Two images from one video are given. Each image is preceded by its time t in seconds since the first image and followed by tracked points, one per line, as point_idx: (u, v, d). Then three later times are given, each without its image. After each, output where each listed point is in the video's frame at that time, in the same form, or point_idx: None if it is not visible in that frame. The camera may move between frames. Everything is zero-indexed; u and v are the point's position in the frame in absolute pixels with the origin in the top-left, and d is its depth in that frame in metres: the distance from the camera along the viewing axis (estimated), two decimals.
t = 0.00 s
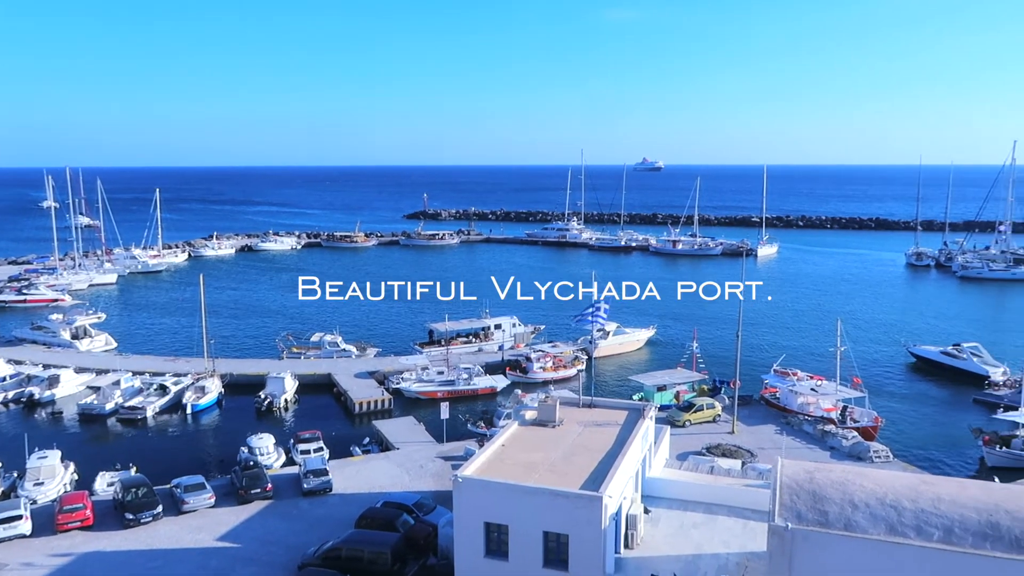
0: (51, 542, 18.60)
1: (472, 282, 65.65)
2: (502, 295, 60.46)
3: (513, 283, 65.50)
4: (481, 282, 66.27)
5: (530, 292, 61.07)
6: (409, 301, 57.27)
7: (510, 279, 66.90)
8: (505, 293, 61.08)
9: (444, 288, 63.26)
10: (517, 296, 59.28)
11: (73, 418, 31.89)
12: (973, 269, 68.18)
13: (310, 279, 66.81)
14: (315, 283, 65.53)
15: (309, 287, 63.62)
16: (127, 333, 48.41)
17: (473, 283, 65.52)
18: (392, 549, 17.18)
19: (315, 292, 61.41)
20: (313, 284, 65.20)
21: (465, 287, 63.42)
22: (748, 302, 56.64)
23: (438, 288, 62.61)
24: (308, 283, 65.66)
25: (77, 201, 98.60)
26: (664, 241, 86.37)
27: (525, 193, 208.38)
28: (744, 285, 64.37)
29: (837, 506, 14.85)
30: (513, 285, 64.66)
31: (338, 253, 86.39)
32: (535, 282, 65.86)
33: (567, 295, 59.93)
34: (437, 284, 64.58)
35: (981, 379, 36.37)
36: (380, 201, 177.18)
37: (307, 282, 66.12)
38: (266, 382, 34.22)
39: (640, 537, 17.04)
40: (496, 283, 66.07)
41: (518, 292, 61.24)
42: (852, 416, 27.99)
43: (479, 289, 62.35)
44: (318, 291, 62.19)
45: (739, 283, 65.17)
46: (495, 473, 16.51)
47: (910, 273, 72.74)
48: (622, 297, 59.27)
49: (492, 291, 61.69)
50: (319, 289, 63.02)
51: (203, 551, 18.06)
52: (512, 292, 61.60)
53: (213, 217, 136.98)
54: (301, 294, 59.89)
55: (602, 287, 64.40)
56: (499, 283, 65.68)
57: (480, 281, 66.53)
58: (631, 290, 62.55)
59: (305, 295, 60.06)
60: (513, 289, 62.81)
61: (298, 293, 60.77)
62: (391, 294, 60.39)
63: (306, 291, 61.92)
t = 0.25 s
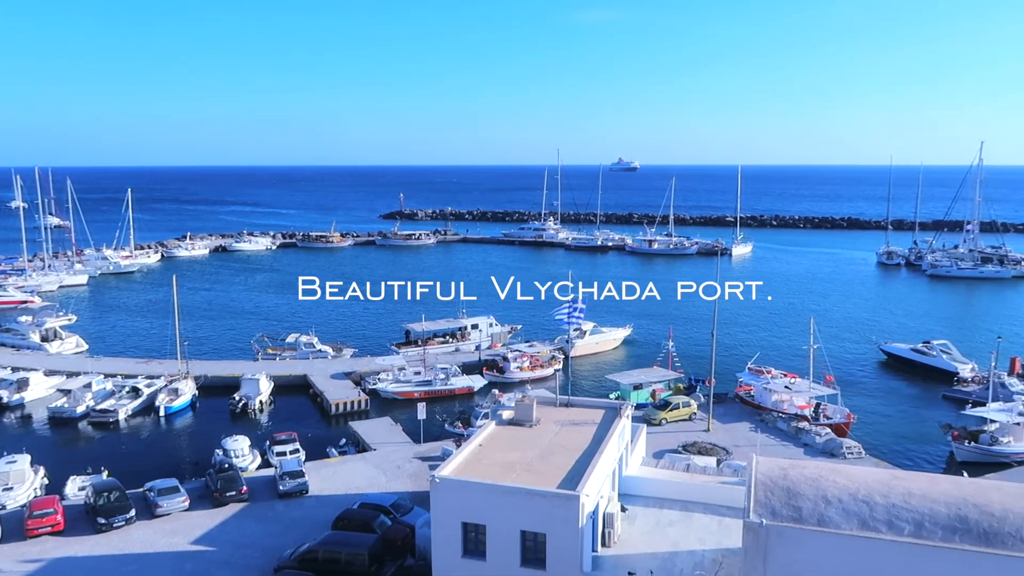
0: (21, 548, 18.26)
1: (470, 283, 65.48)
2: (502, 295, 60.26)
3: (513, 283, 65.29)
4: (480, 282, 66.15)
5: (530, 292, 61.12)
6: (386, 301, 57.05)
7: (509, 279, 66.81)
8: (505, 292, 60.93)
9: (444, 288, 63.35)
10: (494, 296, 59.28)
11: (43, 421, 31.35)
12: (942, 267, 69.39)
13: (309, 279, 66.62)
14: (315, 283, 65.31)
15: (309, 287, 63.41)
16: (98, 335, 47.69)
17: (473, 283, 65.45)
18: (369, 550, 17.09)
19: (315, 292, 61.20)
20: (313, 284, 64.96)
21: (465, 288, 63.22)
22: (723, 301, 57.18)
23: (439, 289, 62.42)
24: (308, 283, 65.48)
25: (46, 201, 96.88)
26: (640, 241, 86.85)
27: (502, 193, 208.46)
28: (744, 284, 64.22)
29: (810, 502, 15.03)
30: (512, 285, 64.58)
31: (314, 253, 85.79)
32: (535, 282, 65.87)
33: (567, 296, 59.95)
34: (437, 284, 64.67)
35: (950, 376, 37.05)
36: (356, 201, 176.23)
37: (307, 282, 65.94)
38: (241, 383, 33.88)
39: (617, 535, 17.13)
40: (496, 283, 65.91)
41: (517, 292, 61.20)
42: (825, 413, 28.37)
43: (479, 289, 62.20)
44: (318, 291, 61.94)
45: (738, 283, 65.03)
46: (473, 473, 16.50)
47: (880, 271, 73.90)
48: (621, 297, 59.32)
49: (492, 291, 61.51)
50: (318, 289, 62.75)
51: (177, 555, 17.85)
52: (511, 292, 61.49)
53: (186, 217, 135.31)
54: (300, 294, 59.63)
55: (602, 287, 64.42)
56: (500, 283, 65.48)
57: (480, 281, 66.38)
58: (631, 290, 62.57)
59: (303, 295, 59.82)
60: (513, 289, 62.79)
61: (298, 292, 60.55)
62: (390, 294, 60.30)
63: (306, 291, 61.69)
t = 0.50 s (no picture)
0: None
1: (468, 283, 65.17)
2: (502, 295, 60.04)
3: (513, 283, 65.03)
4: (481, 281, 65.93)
5: (531, 292, 61.02)
6: (364, 301, 56.78)
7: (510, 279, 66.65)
8: (506, 292, 60.69)
9: (444, 288, 63.19)
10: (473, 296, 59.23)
11: (15, 425, 30.83)
12: (916, 266, 70.42)
13: (309, 279, 66.27)
14: (316, 283, 64.94)
15: (309, 288, 63.06)
16: (71, 338, 46.98)
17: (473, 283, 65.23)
18: (348, 552, 16.98)
19: (315, 292, 60.78)
20: (313, 284, 64.57)
21: (465, 288, 62.91)
22: (701, 300, 57.57)
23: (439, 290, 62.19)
24: (308, 283, 65.11)
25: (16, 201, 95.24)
26: (618, 240, 87.22)
27: (481, 193, 208.40)
28: (744, 285, 64.14)
29: (787, 499, 15.16)
30: (512, 285, 64.40)
31: (291, 254, 85.17)
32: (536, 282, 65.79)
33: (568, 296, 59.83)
34: (437, 285, 64.58)
35: (924, 373, 37.57)
36: (334, 201, 175.25)
37: (307, 282, 65.57)
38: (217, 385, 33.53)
39: (597, 534, 17.18)
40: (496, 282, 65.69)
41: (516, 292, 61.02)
42: (802, 411, 28.65)
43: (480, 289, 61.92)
44: (318, 291, 61.55)
45: (738, 283, 64.88)
46: (452, 474, 16.46)
47: (855, 270, 74.82)
48: (622, 297, 59.18)
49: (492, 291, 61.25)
50: (318, 289, 62.35)
51: (152, 559, 17.62)
52: (512, 292, 61.23)
53: (161, 217, 133.71)
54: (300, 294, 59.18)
55: (601, 287, 64.29)
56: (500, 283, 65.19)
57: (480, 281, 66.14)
58: (631, 290, 62.45)
59: (281, 295, 59.40)
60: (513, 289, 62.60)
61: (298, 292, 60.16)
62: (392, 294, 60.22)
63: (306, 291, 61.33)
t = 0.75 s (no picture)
0: None
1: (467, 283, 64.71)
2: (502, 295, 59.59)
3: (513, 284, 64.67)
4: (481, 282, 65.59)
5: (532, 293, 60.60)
6: (342, 301, 56.50)
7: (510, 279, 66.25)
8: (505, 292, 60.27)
9: (444, 289, 62.70)
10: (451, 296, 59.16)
11: None
12: (888, 264, 71.41)
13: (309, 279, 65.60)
14: (316, 283, 64.35)
15: (309, 288, 62.41)
16: (41, 340, 46.20)
17: (473, 283, 64.79)
18: (326, 553, 16.88)
19: (315, 292, 60.17)
20: (313, 285, 63.92)
21: (465, 288, 62.42)
22: (677, 298, 57.94)
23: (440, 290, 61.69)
24: (308, 283, 64.46)
25: None
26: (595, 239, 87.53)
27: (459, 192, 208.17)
28: (744, 285, 63.66)
29: (763, 494, 15.26)
30: (512, 285, 64.02)
31: (267, 254, 84.47)
32: (536, 283, 65.48)
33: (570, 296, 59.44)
34: (437, 285, 64.11)
35: (896, 369, 38.11)
36: (311, 201, 174.12)
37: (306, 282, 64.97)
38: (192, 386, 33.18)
39: (575, 532, 17.23)
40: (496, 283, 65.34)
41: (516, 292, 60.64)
42: (777, 407, 28.94)
43: (480, 289, 61.47)
44: (318, 291, 60.94)
45: (738, 283, 64.36)
46: (430, 474, 16.42)
47: (828, 268, 75.74)
48: (622, 298, 58.72)
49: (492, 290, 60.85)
50: (318, 289, 61.84)
51: (127, 563, 17.39)
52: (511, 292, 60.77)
53: (134, 218, 131.94)
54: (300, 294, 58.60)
55: (602, 288, 63.77)
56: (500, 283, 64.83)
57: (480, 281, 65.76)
58: (631, 290, 62.01)
59: (257, 296, 58.90)
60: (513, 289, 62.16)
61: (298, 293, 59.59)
62: (392, 294, 59.95)
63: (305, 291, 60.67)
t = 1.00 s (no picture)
0: None
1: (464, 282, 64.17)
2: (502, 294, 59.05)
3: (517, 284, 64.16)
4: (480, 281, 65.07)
5: (532, 293, 59.89)
6: (315, 300, 56.08)
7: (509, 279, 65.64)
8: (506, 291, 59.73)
9: (444, 288, 61.97)
10: (426, 295, 58.99)
11: None
12: (857, 260, 72.50)
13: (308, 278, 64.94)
14: (315, 283, 63.69)
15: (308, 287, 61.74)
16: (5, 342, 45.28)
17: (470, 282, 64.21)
18: (300, 554, 16.74)
19: (313, 292, 59.55)
20: (313, 284, 63.28)
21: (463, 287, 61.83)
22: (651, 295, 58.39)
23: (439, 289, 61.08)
24: (307, 283, 63.76)
25: None
26: (569, 237, 87.82)
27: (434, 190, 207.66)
28: (744, 284, 63.20)
29: (736, 489, 15.39)
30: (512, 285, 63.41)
31: (238, 253, 83.60)
32: (536, 283, 64.81)
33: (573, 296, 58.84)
34: (437, 284, 63.35)
35: (865, 364, 38.71)
36: (284, 200, 172.61)
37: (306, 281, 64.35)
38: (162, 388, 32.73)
39: (550, 529, 17.28)
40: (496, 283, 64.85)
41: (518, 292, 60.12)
42: (750, 403, 29.24)
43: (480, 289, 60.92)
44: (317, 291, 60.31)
45: (738, 282, 63.84)
46: (405, 473, 16.36)
47: (799, 265, 76.74)
48: (621, 298, 58.03)
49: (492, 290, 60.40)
50: (317, 288, 61.31)
51: (96, 568, 17.11)
52: (511, 292, 60.26)
53: (102, 217, 129.87)
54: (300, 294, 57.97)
55: (602, 287, 63.23)
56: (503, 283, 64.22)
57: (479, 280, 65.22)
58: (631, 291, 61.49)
59: (229, 295, 58.26)
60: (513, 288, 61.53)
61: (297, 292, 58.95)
62: (392, 294, 59.55)
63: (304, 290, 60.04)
